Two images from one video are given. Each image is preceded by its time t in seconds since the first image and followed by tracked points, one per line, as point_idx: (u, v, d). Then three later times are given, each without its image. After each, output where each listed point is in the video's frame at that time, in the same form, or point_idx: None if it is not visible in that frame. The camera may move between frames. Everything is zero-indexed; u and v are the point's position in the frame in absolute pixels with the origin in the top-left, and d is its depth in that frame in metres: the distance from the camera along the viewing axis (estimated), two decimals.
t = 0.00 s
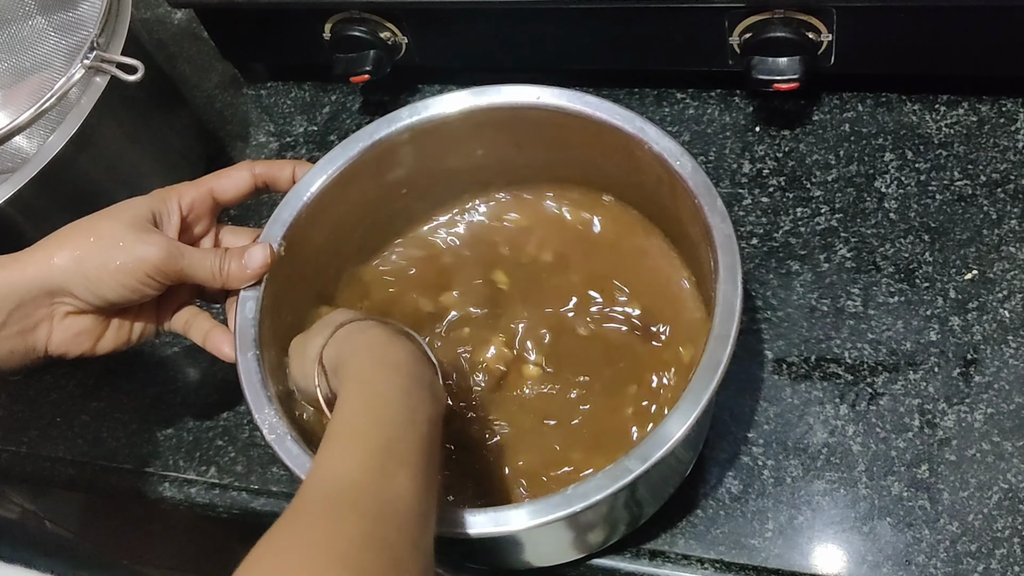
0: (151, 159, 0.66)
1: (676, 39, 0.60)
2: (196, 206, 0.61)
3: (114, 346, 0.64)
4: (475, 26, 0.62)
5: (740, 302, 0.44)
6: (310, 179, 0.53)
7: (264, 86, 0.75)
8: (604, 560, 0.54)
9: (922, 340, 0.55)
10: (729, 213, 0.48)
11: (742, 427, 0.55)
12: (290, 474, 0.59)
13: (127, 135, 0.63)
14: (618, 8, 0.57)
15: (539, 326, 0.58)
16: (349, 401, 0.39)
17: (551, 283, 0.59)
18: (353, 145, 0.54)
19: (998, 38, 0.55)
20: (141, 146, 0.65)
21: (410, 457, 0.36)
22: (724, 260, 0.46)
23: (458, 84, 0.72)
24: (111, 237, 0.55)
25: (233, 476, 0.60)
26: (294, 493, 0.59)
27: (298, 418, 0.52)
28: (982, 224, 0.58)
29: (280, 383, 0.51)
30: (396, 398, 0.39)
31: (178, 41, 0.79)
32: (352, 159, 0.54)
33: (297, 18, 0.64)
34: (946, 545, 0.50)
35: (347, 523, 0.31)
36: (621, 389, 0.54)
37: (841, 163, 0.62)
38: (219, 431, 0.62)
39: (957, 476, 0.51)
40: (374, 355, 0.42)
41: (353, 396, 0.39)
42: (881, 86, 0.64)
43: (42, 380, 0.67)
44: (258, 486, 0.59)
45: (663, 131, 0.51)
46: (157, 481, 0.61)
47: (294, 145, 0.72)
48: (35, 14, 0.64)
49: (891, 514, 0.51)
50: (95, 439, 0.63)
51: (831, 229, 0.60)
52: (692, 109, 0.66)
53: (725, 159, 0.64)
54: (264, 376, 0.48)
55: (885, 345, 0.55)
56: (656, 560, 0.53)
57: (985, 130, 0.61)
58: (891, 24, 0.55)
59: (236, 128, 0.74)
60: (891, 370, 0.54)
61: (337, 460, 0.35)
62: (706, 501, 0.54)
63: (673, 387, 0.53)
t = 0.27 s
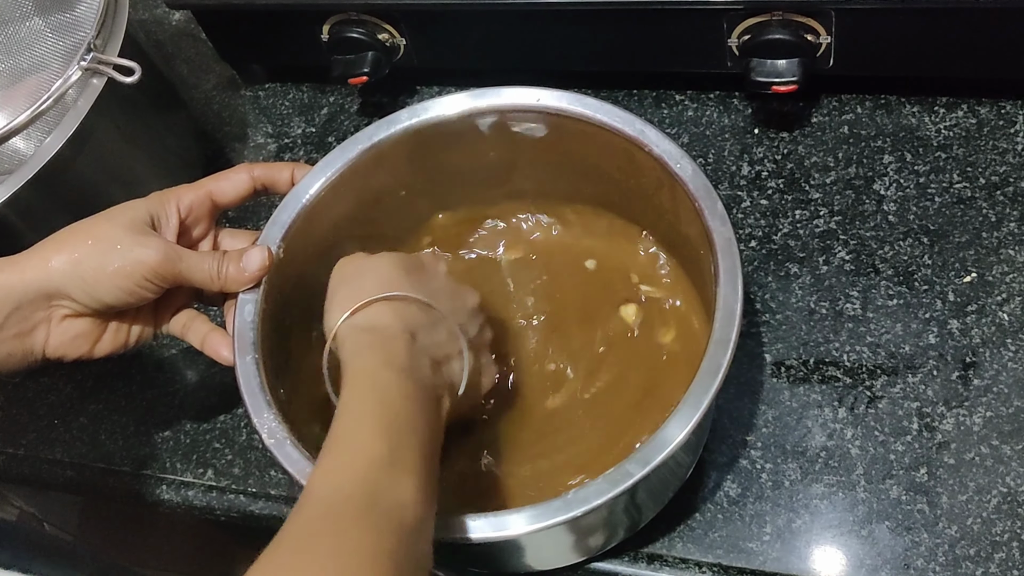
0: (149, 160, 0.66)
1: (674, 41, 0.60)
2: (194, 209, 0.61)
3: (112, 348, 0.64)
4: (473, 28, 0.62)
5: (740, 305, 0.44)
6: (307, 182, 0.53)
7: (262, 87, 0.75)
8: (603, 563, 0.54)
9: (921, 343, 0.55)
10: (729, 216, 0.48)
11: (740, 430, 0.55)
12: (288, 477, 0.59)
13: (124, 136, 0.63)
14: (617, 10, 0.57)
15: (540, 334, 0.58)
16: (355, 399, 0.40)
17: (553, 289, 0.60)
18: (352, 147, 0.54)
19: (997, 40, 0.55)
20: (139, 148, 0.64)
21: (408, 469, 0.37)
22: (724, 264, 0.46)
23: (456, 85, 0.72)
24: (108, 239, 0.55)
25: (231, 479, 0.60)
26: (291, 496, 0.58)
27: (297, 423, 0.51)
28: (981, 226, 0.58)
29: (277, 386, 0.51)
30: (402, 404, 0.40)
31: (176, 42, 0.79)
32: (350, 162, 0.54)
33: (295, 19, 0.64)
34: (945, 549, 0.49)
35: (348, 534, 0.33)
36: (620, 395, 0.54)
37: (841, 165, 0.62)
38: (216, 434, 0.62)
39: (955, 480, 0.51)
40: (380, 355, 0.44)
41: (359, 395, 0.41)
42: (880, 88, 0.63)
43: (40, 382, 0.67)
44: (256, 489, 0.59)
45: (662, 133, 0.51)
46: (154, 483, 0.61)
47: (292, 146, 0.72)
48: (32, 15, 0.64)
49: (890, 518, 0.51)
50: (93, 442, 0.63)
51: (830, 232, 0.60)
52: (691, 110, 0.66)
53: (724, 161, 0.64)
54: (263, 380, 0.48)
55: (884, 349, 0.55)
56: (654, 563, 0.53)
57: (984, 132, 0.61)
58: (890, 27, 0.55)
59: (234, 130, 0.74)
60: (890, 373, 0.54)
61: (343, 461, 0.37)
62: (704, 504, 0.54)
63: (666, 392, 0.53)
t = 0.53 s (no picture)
0: (148, 161, 0.66)
1: (674, 41, 0.60)
2: (190, 213, 0.61)
3: (108, 351, 0.64)
4: (473, 29, 0.61)
5: (733, 303, 0.44)
6: (300, 187, 0.53)
7: (262, 87, 0.75)
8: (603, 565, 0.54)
9: (922, 344, 0.55)
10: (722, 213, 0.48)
11: (741, 432, 0.55)
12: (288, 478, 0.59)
13: (124, 136, 0.63)
14: (618, 11, 0.57)
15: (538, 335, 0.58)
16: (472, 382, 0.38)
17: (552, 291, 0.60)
18: (346, 150, 0.54)
19: (999, 41, 0.54)
20: (138, 148, 0.64)
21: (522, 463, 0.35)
22: (718, 261, 0.46)
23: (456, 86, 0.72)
24: (106, 240, 0.55)
25: (231, 480, 0.60)
26: (291, 497, 0.58)
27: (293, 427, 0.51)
28: (982, 227, 0.58)
29: (274, 390, 0.51)
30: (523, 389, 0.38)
31: (176, 42, 0.78)
32: (345, 165, 0.54)
33: (295, 19, 0.64)
34: (945, 551, 0.49)
35: (445, 518, 0.31)
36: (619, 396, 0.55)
37: (841, 166, 0.62)
38: (216, 435, 0.61)
39: (956, 482, 0.51)
40: (508, 334, 0.41)
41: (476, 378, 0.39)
42: (881, 89, 0.63)
43: (39, 382, 0.67)
44: (256, 490, 0.59)
45: (656, 132, 0.51)
46: (154, 484, 0.61)
47: (292, 146, 0.72)
48: (32, 15, 0.64)
49: (890, 520, 0.51)
50: (92, 443, 0.63)
51: (831, 233, 0.60)
52: (691, 111, 0.66)
53: (725, 162, 0.64)
54: (258, 382, 0.48)
55: (884, 350, 0.55)
56: (654, 565, 0.53)
57: (985, 133, 0.61)
58: (890, 28, 0.55)
59: (234, 130, 0.74)
60: (891, 375, 0.54)
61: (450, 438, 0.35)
62: (705, 506, 0.53)
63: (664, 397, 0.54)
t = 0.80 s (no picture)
0: (147, 163, 0.66)
1: (673, 44, 0.60)
2: (194, 209, 0.61)
3: (110, 347, 0.65)
4: (472, 30, 0.61)
5: (739, 310, 0.44)
6: (307, 184, 0.53)
7: (262, 89, 0.75)
8: (602, 567, 0.54)
9: (921, 347, 0.55)
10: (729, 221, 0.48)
11: (740, 435, 0.55)
12: (287, 480, 0.59)
13: (123, 138, 0.63)
14: (617, 13, 0.57)
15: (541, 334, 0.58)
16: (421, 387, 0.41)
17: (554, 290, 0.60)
18: (352, 149, 0.54)
19: (998, 43, 0.54)
20: (137, 150, 0.64)
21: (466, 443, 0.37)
22: (724, 269, 0.46)
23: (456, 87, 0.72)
24: (105, 242, 0.55)
25: (229, 482, 0.60)
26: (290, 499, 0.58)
27: (293, 425, 0.51)
28: (981, 230, 0.58)
29: (275, 388, 0.50)
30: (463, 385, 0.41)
31: (175, 43, 0.78)
32: (350, 164, 0.54)
33: (294, 21, 0.64)
34: (944, 554, 0.49)
35: (389, 489, 0.31)
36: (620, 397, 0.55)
37: (840, 169, 0.62)
38: (215, 436, 0.61)
39: (955, 485, 0.51)
40: (452, 348, 0.44)
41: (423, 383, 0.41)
42: (880, 91, 0.63)
43: (38, 384, 0.67)
44: (255, 492, 0.59)
45: (663, 138, 0.51)
46: (153, 485, 0.61)
47: (292, 148, 0.72)
48: (31, 17, 0.64)
49: (889, 523, 0.51)
50: (91, 445, 0.63)
51: (830, 236, 0.60)
52: (691, 113, 0.66)
53: (725, 164, 0.64)
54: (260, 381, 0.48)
55: (883, 353, 0.55)
56: (653, 568, 0.53)
57: (984, 135, 0.60)
58: (889, 30, 0.55)
59: (233, 131, 0.74)
60: (890, 377, 0.54)
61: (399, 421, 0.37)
62: (703, 508, 0.53)
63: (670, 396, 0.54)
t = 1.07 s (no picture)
0: (147, 163, 0.66)
1: (673, 44, 0.60)
2: (193, 210, 0.61)
3: (109, 348, 0.65)
4: (472, 31, 0.61)
5: (736, 311, 0.44)
6: (306, 184, 0.53)
7: (262, 90, 0.75)
8: (602, 568, 0.54)
9: (921, 348, 0.55)
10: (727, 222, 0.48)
11: (740, 436, 0.55)
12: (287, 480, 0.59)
13: (123, 139, 0.63)
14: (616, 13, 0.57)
15: (540, 334, 0.58)
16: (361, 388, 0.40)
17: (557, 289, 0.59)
18: (351, 150, 0.54)
19: (997, 44, 0.55)
20: (137, 151, 0.64)
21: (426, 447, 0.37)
22: (722, 269, 0.46)
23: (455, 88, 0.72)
24: (104, 242, 0.55)
25: (229, 482, 0.60)
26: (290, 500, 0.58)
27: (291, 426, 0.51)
28: (981, 231, 0.58)
29: (274, 389, 0.50)
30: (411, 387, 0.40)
31: (175, 44, 0.78)
32: (349, 165, 0.54)
33: (294, 22, 0.64)
34: (944, 554, 0.49)
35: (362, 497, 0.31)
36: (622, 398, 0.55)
37: (840, 169, 0.62)
38: (215, 437, 0.61)
39: (955, 485, 0.51)
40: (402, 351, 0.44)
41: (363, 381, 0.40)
42: (880, 91, 0.63)
43: (38, 385, 0.67)
44: (254, 492, 0.59)
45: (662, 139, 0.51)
46: (153, 486, 0.61)
47: (291, 149, 0.72)
48: (31, 17, 0.64)
49: (889, 523, 0.51)
50: (91, 445, 0.63)
51: (829, 236, 0.60)
52: (690, 114, 0.66)
53: (724, 165, 0.64)
54: (258, 382, 0.48)
55: (883, 353, 0.55)
56: (653, 568, 0.53)
57: (984, 136, 0.60)
58: (889, 31, 0.55)
59: (233, 132, 0.74)
60: (890, 378, 0.54)
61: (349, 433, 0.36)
62: (703, 509, 0.53)
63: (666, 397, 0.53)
